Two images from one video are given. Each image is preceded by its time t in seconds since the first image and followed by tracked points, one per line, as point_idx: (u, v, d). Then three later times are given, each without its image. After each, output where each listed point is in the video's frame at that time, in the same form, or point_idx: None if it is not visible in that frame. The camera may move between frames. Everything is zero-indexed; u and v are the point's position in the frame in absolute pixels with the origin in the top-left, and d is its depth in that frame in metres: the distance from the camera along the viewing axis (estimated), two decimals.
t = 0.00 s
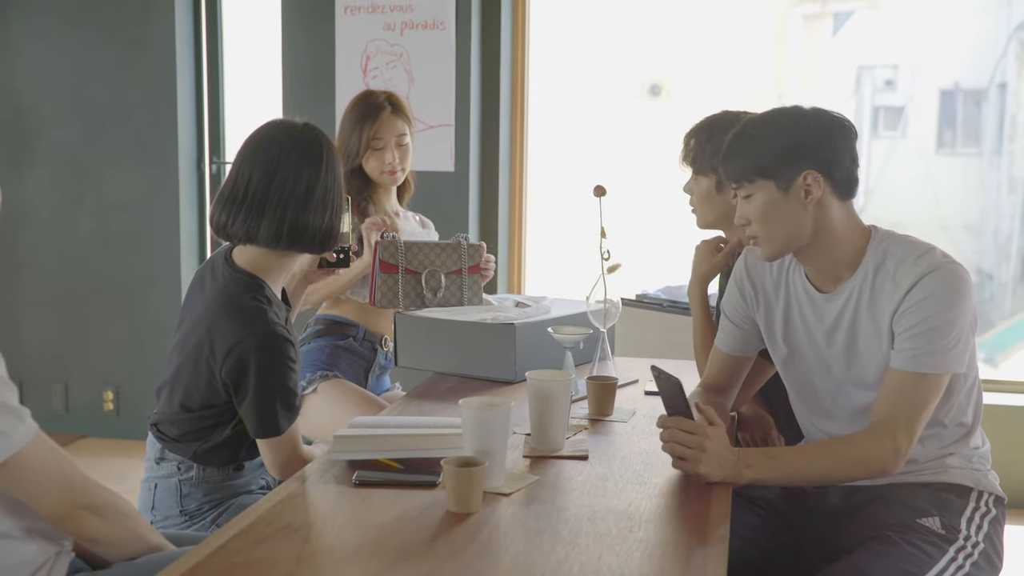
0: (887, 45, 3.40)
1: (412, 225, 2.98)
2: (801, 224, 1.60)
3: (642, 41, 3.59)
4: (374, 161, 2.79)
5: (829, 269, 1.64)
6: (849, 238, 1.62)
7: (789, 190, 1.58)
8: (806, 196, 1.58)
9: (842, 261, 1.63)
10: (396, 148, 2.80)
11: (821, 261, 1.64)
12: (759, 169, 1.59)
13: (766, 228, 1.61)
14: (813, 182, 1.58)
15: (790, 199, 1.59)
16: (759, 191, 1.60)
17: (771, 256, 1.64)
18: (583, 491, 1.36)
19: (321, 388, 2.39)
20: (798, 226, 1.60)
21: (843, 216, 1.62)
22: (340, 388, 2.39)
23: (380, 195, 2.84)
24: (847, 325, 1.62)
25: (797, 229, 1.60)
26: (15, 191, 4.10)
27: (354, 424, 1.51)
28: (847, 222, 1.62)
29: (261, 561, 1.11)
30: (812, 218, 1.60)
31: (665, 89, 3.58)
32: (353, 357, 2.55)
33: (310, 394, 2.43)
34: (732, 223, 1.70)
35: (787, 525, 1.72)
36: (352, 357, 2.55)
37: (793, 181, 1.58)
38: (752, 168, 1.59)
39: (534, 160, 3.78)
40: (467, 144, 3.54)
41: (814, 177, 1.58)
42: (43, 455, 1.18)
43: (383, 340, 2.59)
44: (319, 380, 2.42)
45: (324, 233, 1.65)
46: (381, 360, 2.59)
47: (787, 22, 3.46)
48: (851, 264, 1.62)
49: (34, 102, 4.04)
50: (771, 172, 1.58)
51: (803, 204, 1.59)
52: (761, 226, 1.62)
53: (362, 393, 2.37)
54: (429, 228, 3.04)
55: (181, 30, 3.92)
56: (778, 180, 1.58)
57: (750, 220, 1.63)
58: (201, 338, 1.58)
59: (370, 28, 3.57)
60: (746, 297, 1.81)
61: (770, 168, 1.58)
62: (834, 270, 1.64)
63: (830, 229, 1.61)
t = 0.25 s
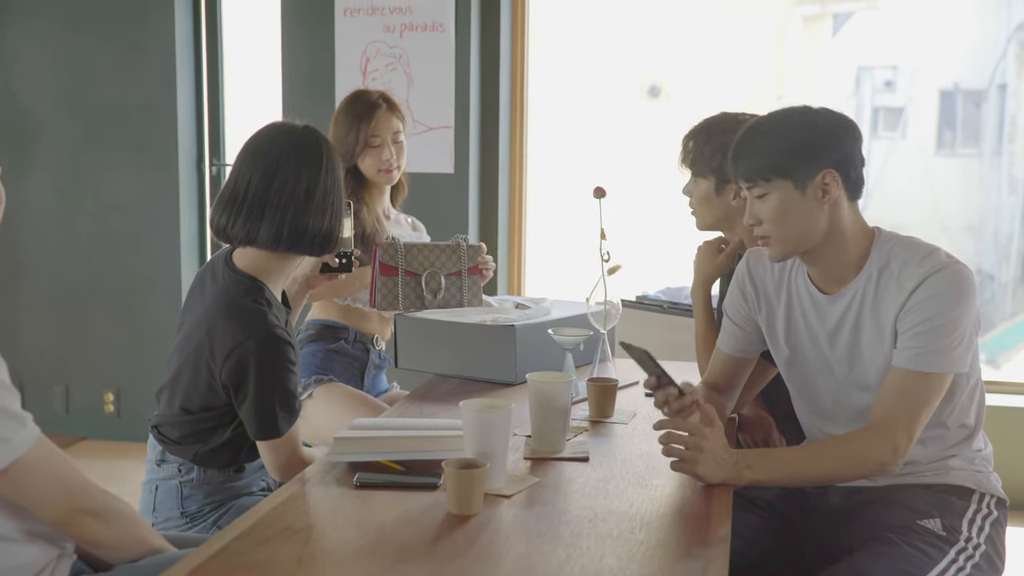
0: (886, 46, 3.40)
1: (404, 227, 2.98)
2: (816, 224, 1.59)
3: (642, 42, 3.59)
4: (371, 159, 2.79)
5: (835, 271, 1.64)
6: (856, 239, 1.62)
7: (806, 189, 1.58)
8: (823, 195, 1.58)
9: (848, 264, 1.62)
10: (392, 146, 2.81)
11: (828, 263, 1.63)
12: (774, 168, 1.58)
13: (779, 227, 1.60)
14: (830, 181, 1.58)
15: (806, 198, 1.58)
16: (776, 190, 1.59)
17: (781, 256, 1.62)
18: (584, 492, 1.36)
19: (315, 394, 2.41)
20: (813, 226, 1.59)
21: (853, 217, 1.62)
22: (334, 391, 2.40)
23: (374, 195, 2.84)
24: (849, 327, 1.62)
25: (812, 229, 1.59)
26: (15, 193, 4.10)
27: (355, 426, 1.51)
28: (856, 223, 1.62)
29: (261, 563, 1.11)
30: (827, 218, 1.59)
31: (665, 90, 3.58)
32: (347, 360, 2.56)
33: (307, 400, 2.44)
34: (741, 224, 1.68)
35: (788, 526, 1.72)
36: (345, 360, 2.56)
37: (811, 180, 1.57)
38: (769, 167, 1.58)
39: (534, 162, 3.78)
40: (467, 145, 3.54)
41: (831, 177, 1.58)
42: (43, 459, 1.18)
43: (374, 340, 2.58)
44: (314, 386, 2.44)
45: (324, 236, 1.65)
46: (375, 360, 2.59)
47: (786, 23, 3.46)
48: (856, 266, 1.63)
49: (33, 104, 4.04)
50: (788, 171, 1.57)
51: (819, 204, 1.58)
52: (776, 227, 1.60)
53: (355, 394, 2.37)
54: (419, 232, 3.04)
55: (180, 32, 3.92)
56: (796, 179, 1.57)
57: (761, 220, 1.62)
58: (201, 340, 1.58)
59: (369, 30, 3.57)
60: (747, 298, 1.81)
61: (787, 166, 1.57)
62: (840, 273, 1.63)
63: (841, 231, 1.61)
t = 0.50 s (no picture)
0: (895, 48, 3.39)
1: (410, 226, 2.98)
2: (836, 226, 1.59)
3: (650, 45, 3.59)
4: (378, 159, 2.79)
5: (845, 273, 1.63)
6: (868, 241, 1.62)
7: (830, 192, 1.57)
8: (845, 198, 1.58)
9: (859, 266, 1.62)
10: (399, 145, 2.82)
11: (840, 266, 1.63)
12: (802, 170, 1.56)
13: (799, 228, 1.59)
14: (854, 185, 1.58)
15: (830, 200, 1.57)
16: (800, 191, 1.57)
17: (796, 256, 1.62)
18: (594, 495, 1.36)
19: (324, 404, 2.40)
20: (833, 228, 1.59)
21: (867, 220, 1.62)
22: (343, 400, 2.39)
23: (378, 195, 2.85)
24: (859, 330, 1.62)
25: (831, 231, 1.59)
26: (25, 195, 4.12)
27: (364, 429, 1.51)
28: (869, 226, 1.62)
29: (271, 564, 1.12)
30: (846, 222, 1.59)
31: (673, 92, 3.58)
32: (351, 365, 2.55)
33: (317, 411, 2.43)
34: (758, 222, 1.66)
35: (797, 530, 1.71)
36: (349, 364, 2.55)
37: (837, 183, 1.57)
38: (794, 167, 1.56)
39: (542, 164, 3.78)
40: (475, 147, 3.55)
41: (854, 181, 1.58)
42: (54, 462, 1.19)
43: (376, 343, 2.59)
44: (324, 395, 2.43)
45: (334, 237, 1.66)
46: (379, 362, 2.60)
47: (795, 25, 3.46)
48: (868, 268, 1.62)
49: (44, 106, 4.06)
50: (814, 172, 1.56)
51: (842, 207, 1.58)
52: (798, 228, 1.59)
53: (365, 400, 2.38)
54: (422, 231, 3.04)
55: (190, 34, 3.94)
56: (822, 181, 1.56)
57: (781, 220, 1.60)
58: (211, 342, 1.58)
59: (378, 32, 3.58)
60: (757, 301, 1.81)
61: (813, 167, 1.56)
62: (850, 275, 1.63)
63: (857, 233, 1.60)
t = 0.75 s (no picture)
0: (905, 51, 3.38)
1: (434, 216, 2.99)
2: (849, 230, 1.58)
3: (659, 48, 3.59)
4: (401, 138, 2.77)
5: (855, 276, 1.63)
6: (878, 244, 1.62)
7: (846, 196, 1.57)
8: (860, 203, 1.58)
9: (869, 269, 1.62)
10: (420, 125, 2.81)
11: (851, 268, 1.62)
12: (820, 173, 1.56)
13: (813, 230, 1.59)
14: (870, 191, 1.58)
15: (846, 204, 1.57)
16: (816, 195, 1.57)
17: (807, 258, 1.61)
18: (603, 499, 1.36)
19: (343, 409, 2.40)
20: (846, 232, 1.58)
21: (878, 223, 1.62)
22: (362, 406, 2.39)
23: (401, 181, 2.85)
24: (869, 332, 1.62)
25: (844, 235, 1.58)
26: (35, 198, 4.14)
27: (374, 432, 1.52)
28: (880, 229, 1.62)
29: (280, 567, 1.12)
30: (859, 226, 1.59)
31: (682, 95, 3.58)
32: (371, 369, 2.54)
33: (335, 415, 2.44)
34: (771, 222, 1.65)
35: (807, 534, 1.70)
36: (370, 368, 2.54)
37: (853, 188, 1.57)
38: (811, 171, 1.56)
39: (550, 167, 3.78)
40: (484, 150, 3.55)
41: (870, 187, 1.58)
42: (64, 465, 1.20)
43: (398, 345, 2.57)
44: (343, 400, 2.43)
45: (342, 240, 1.66)
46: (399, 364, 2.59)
47: (804, 28, 3.45)
48: (877, 270, 1.62)
49: (54, 110, 4.08)
50: (831, 176, 1.56)
51: (856, 211, 1.58)
52: (813, 231, 1.58)
53: (384, 408, 2.38)
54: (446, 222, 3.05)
55: (200, 37, 3.95)
56: (838, 185, 1.56)
57: (795, 221, 1.60)
58: (220, 345, 1.59)
59: (387, 36, 3.59)
60: (766, 305, 1.81)
61: (830, 172, 1.55)
62: (860, 277, 1.63)
63: (869, 237, 1.60)
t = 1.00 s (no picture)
0: (913, 52, 3.37)
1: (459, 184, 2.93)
2: (855, 232, 1.58)
3: (666, 50, 3.58)
4: (408, 74, 2.68)
5: (863, 277, 1.62)
6: (886, 246, 1.61)
7: (851, 197, 1.56)
8: (865, 205, 1.57)
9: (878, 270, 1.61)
10: (426, 58, 2.70)
11: (858, 270, 1.62)
12: (823, 175, 1.55)
13: (818, 232, 1.58)
14: (875, 192, 1.57)
15: (851, 206, 1.56)
16: (821, 196, 1.56)
17: (813, 261, 1.61)
18: (612, 501, 1.35)
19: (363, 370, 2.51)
20: (852, 234, 1.58)
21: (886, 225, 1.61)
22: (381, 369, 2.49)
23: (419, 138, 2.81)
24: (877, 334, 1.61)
25: (850, 237, 1.58)
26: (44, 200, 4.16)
27: (383, 434, 1.52)
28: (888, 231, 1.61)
29: (290, 569, 1.12)
30: (865, 228, 1.58)
31: (689, 97, 3.57)
32: (389, 323, 2.57)
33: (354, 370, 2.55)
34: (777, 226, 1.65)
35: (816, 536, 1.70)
36: (389, 323, 2.57)
37: (857, 189, 1.56)
38: (815, 172, 1.55)
39: (558, 169, 3.78)
40: (492, 153, 3.55)
41: (874, 188, 1.57)
42: (74, 468, 1.20)
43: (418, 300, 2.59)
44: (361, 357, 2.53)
45: (349, 242, 1.66)
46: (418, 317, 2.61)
47: (812, 30, 3.45)
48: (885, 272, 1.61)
49: (63, 113, 4.09)
50: (835, 177, 1.55)
51: (862, 213, 1.57)
52: (818, 233, 1.58)
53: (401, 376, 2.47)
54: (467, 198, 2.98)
55: (208, 40, 3.97)
56: (843, 186, 1.55)
57: (801, 225, 1.60)
58: (228, 347, 1.59)
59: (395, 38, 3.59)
60: (774, 307, 1.80)
61: (834, 173, 1.55)
62: (868, 279, 1.62)
63: (875, 238, 1.59)
